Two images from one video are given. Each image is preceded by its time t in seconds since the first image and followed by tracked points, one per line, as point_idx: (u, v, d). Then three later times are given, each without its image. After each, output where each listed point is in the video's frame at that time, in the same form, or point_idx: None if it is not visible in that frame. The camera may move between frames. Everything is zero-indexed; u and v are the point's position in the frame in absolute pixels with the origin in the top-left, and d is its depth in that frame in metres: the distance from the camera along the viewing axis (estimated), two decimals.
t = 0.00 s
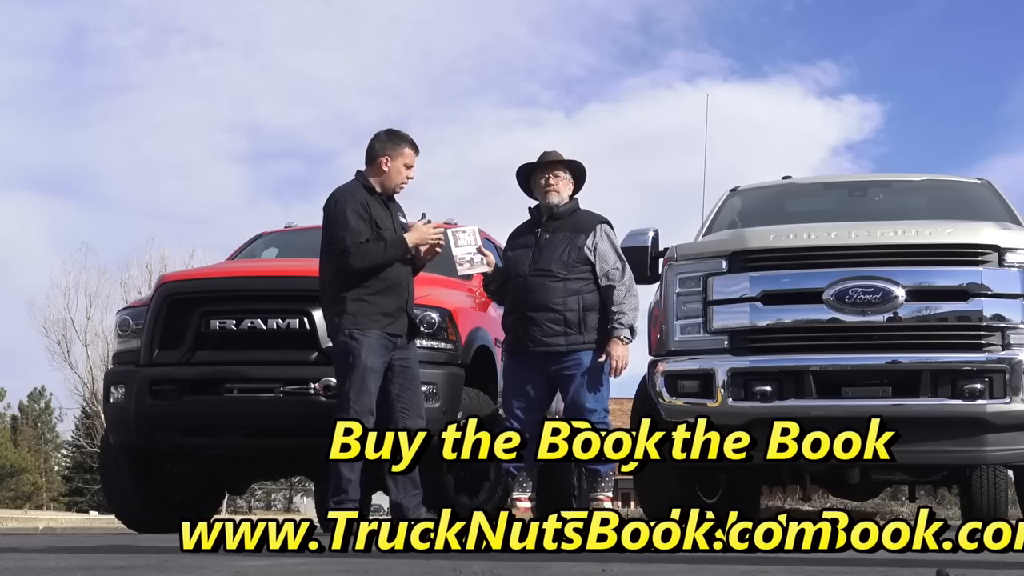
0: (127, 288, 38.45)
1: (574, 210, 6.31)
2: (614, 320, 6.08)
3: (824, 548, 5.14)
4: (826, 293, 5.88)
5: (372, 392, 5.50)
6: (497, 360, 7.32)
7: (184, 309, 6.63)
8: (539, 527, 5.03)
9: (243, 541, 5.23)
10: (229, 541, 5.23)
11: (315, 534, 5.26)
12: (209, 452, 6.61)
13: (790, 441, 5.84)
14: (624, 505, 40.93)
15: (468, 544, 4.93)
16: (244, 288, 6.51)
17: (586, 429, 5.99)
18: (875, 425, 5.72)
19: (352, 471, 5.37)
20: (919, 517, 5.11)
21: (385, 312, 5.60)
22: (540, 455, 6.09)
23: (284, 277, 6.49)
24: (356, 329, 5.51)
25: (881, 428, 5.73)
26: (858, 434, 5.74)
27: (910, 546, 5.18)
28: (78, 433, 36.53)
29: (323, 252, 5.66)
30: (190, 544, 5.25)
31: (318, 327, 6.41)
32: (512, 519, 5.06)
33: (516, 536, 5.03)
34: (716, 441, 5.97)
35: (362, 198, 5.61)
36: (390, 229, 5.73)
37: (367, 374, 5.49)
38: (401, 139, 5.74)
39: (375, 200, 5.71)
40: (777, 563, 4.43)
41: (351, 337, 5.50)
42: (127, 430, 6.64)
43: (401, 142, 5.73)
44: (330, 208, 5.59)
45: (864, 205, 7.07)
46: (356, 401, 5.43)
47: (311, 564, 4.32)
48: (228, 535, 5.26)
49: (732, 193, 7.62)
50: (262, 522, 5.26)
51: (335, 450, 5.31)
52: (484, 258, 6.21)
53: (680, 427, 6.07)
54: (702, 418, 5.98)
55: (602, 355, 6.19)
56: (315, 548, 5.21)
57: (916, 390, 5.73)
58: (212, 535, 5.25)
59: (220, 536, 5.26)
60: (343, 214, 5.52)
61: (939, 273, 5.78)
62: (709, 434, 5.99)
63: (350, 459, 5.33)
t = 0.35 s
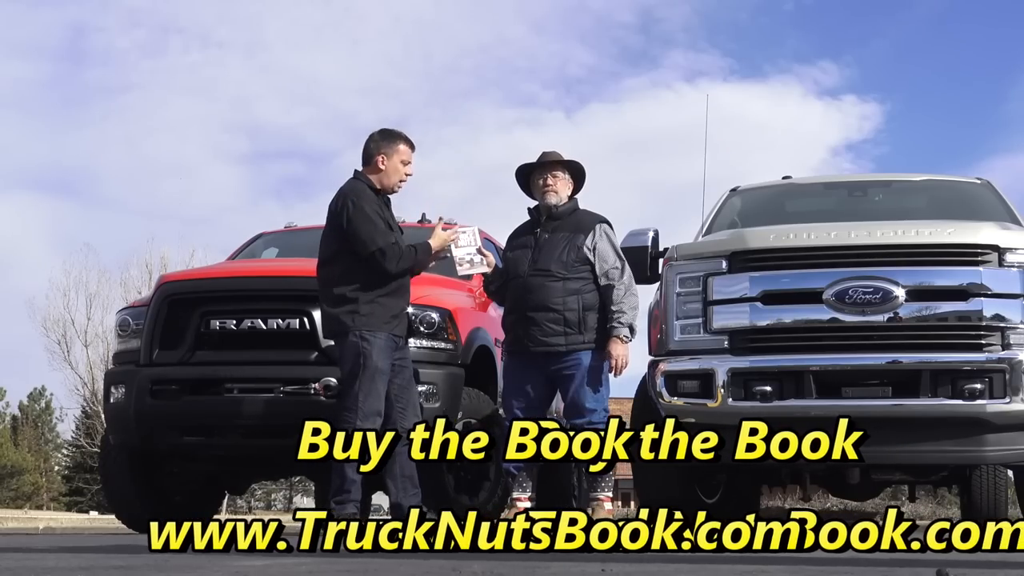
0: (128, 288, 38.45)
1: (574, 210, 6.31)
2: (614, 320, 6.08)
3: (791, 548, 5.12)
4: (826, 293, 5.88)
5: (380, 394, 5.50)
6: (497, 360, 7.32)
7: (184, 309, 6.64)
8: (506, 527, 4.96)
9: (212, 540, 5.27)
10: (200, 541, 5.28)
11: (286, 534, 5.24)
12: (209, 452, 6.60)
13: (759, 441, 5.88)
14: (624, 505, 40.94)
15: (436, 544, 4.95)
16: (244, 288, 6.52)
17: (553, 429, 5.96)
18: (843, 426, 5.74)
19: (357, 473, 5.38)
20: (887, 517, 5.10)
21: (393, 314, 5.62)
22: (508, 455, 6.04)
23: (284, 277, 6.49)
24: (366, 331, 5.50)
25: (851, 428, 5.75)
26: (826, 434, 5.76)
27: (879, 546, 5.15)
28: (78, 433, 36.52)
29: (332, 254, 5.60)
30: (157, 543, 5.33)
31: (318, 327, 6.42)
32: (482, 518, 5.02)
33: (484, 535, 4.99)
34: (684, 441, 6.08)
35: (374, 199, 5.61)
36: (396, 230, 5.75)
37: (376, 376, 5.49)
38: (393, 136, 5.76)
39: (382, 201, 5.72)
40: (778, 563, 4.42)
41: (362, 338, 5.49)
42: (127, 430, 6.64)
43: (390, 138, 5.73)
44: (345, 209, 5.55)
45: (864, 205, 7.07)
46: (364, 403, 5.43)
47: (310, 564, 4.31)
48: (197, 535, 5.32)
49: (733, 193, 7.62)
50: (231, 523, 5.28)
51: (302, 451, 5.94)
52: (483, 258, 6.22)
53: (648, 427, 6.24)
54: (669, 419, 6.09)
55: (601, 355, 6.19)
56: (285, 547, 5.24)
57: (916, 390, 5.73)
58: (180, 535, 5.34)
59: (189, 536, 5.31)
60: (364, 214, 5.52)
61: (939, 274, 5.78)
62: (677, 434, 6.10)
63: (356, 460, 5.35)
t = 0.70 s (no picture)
0: (128, 288, 38.46)
1: (573, 210, 6.31)
2: (614, 320, 6.08)
3: (760, 548, 5.11)
4: (826, 293, 5.88)
5: (379, 394, 5.50)
6: (497, 360, 7.32)
7: (184, 309, 6.64)
8: (474, 527, 5.05)
9: (179, 540, 5.35)
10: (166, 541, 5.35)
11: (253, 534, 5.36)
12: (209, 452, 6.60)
13: (726, 442, 5.95)
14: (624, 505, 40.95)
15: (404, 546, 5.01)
16: (244, 288, 6.52)
17: (522, 430, 6.03)
18: (812, 425, 5.78)
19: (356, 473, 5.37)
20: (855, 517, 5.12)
21: (393, 314, 5.60)
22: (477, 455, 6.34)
23: (284, 277, 6.50)
24: (365, 331, 5.50)
25: (819, 428, 5.78)
26: (794, 434, 5.81)
27: (847, 546, 5.17)
28: (78, 433, 36.53)
29: (334, 252, 5.62)
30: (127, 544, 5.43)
31: (318, 327, 6.42)
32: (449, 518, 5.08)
33: (452, 535, 5.04)
34: (652, 441, 6.15)
35: (376, 198, 5.61)
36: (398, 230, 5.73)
37: (375, 376, 5.48)
38: (386, 131, 5.72)
39: (384, 200, 5.71)
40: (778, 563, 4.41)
41: (360, 338, 5.49)
42: (127, 430, 6.63)
43: (379, 133, 5.72)
44: (345, 208, 5.56)
45: (864, 205, 7.07)
46: (363, 403, 5.43)
47: (311, 564, 4.31)
48: (165, 535, 5.36)
49: (733, 193, 7.62)
50: (199, 522, 5.36)
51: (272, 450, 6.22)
52: (483, 258, 6.22)
53: (614, 428, 6.16)
54: (637, 419, 6.17)
55: (601, 355, 6.19)
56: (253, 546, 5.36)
57: (916, 390, 5.74)
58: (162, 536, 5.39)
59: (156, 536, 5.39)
60: (361, 213, 5.52)
61: (939, 274, 5.78)
62: (646, 434, 6.17)
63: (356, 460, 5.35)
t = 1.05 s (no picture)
0: (127, 288, 38.46)
1: (573, 210, 6.31)
2: (613, 320, 6.07)
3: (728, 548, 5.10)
4: (826, 293, 5.87)
5: (378, 394, 5.50)
6: (497, 360, 7.32)
7: (184, 309, 6.64)
8: (444, 527, 4.98)
9: (149, 539, 5.37)
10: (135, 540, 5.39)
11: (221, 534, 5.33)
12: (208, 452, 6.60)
13: (695, 441, 6.04)
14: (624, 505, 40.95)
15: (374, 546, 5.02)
16: (244, 288, 6.52)
17: (491, 431, 6.29)
18: (780, 426, 5.83)
19: (355, 473, 5.36)
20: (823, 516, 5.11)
21: (393, 314, 5.60)
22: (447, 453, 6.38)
23: (284, 277, 6.50)
24: (364, 331, 5.49)
25: (787, 428, 5.85)
26: (763, 434, 5.88)
27: (815, 546, 5.12)
28: (78, 433, 36.52)
29: (332, 252, 5.62)
30: (95, 543, 5.43)
31: (318, 327, 6.42)
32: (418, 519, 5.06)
33: (421, 534, 5.01)
34: (622, 440, 6.12)
35: (372, 197, 5.61)
36: (396, 229, 5.73)
37: (373, 376, 5.48)
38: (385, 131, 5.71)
39: (382, 200, 5.71)
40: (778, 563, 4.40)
41: (359, 338, 5.49)
42: (127, 430, 6.63)
43: (380, 133, 5.70)
44: (342, 208, 5.56)
45: (864, 205, 7.07)
46: (362, 403, 5.43)
47: (310, 564, 4.31)
48: (164, 534, 5.37)
49: (733, 193, 7.62)
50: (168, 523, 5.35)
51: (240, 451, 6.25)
52: (483, 258, 6.21)
53: (584, 427, 6.06)
54: (605, 418, 6.01)
55: (601, 355, 6.19)
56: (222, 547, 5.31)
57: (916, 390, 5.73)
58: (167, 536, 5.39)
59: (127, 536, 5.45)
60: (358, 212, 5.52)
61: (939, 274, 5.77)
62: (614, 434, 6.02)
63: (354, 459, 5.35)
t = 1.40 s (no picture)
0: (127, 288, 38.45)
1: (574, 210, 6.31)
2: (614, 320, 6.07)
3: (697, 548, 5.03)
4: (826, 293, 5.88)
5: (378, 394, 5.50)
6: (497, 360, 7.32)
7: (184, 310, 6.64)
8: (410, 527, 5.00)
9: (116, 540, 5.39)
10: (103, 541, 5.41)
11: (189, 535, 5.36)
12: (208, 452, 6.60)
13: (663, 441, 6.15)
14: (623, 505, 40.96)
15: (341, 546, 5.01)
16: (244, 288, 6.52)
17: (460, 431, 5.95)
18: (748, 425, 5.88)
19: (355, 473, 5.36)
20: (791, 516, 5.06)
21: (393, 314, 5.60)
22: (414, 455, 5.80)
23: (284, 277, 6.50)
24: (365, 331, 5.49)
25: (756, 428, 5.89)
26: (731, 435, 5.92)
27: (784, 546, 5.05)
28: (78, 433, 36.53)
29: (333, 251, 5.62)
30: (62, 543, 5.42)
31: (318, 327, 6.42)
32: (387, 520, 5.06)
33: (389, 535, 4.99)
34: (590, 442, 6.01)
35: (375, 197, 5.62)
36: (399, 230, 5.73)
37: (373, 376, 5.48)
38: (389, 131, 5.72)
39: (384, 199, 5.71)
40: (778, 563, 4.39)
41: (360, 338, 5.49)
42: (127, 430, 6.64)
43: (382, 134, 5.71)
44: (345, 208, 5.55)
45: (864, 205, 7.07)
46: (362, 403, 5.44)
47: (310, 564, 4.30)
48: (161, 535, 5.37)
49: (733, 193, 7.63)
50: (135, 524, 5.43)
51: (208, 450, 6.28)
52: (483, 258, 6.21)
53: (551, 427, 6.03)
54: (574, 419, 5.98)
55: (601, 355, 6.19)
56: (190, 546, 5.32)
57: (916, 390, 5.74)
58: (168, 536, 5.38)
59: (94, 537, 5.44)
60: (361, 212, 5.52)
61: (939, 274, 5.78)
62: (582, 434, 6.02)
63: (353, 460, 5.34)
